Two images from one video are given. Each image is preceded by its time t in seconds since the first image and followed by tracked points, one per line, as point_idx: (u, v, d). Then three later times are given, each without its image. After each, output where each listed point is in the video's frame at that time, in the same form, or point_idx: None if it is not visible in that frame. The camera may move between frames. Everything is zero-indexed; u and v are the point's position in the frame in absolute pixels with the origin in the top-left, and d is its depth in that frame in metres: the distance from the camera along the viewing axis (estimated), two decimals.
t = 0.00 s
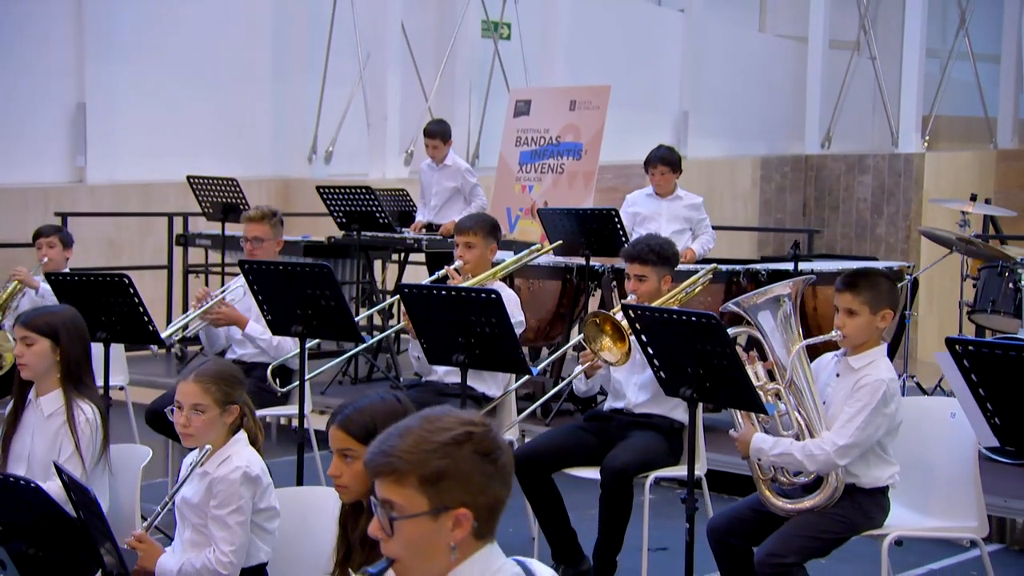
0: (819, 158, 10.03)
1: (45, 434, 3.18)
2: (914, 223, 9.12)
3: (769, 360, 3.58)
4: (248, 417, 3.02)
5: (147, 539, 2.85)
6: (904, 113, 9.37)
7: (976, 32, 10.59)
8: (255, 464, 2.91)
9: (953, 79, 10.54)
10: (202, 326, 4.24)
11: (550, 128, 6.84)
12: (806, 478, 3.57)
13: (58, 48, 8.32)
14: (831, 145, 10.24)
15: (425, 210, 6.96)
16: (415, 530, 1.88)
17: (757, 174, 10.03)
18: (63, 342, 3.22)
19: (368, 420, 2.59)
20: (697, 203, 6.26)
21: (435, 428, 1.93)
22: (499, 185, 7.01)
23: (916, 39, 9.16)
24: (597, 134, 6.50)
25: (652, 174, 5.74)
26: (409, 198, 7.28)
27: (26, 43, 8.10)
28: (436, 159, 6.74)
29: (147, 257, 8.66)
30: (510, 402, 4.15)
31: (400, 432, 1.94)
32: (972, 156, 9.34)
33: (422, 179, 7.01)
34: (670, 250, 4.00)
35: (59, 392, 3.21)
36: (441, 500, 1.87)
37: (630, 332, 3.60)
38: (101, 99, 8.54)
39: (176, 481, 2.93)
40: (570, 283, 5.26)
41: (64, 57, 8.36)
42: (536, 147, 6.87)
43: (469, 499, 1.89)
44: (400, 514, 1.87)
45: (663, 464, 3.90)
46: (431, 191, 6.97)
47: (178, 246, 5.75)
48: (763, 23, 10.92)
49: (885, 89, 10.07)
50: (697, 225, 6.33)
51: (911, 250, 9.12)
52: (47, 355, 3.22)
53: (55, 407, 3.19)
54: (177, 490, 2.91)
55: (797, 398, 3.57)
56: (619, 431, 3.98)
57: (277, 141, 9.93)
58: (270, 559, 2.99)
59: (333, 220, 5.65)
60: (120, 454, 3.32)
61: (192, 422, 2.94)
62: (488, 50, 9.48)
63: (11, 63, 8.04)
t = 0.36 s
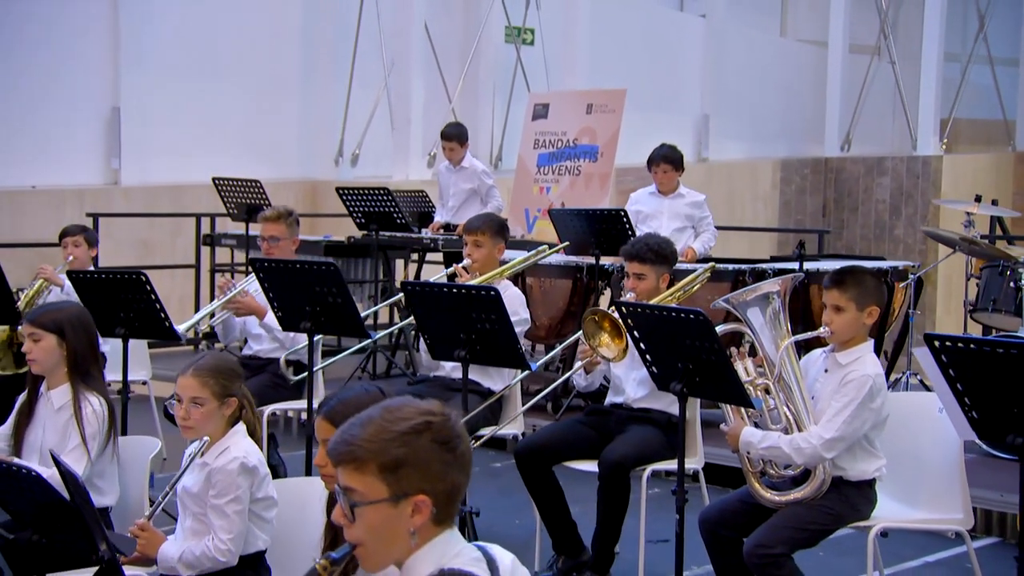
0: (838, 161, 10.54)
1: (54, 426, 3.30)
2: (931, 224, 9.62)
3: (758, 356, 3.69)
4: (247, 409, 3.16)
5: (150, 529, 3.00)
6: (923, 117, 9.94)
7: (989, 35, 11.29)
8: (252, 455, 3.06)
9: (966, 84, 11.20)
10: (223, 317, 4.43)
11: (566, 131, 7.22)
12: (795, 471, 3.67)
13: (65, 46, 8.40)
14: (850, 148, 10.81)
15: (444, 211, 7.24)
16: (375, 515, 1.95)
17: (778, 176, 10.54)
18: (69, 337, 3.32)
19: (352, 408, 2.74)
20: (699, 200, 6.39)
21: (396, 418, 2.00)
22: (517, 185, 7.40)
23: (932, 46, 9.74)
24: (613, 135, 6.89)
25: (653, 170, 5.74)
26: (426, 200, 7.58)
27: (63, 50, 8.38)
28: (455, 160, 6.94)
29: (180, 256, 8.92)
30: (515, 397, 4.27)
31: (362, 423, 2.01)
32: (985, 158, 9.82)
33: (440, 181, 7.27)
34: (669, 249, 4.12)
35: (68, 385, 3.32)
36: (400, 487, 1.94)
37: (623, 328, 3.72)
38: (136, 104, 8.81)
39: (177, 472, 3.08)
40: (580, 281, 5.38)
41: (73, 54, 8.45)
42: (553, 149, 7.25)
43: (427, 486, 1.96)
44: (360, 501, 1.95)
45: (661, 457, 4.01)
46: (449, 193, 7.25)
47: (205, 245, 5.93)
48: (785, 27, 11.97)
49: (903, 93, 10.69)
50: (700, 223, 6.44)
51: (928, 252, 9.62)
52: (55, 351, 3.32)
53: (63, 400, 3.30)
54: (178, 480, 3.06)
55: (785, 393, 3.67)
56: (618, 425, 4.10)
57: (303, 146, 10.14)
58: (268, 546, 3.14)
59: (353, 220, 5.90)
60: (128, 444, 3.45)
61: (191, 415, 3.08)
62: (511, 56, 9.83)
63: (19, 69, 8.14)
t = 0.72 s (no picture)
0: (859, 162, 10.71)
1: (61, 417, 3.45)
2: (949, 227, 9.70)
3: (749, 353, 3.80)
4: (248, 402, 3.33)
5: (154, 516, 3.16)
6: (942, 119, 9.98)
7: (1012, 39, 11.36)
8: (252, 446, 3.21)
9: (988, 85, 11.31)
10: (242, 311, 4.58)
11: (583, 133, 7.35)
12: (784, 465, 3.77)
13: (61, 44, 8.37)
14: (871, 150, 10.93)
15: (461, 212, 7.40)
16: (342, 501, 2.05)
17: (798, 178, 10.63)
18: (76, 332, 3.49)
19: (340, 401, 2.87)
20: (700, 198, 6.36)
21: (363, 408, 2.09)
22: (536, 187, 7.54)
23: (952, 48, 9.85)
24: (630, 138, 7.01)
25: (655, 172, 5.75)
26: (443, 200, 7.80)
27: (96, 56, 8.59)
28: (473, 163, 7.11)
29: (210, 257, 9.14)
30: (520, 392, 4.39)
31: (331, 414, 2.10)
32: (1004, 160, 9.93)
33: (458, 182, 7.46)
34: (668, 248, 4.24)
35: (75, 378, 3.48)
36: (366, 474, 2.03)
37: (619, 324, 3.83)
38: (168, 107, 9.03)
39: (181, 462, 3.24)
40: (591, 280, 5.48)
41: (69, 55, 8.44)
42: (571, 152, 7.38)
43: (392, 474, 2.05)
44: (328, 488, 2.04)
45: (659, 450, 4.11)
46: (467, 194, 7.43)
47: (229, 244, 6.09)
48: (806, 32, 11.91)
49: (924, 98, 10.80)
50: (700, 220, 6.42)
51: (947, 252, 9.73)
52: (63, 346, 3.48)
53: (69, 391, 3.45)
54: (181, 470, 3.22)
55: (775, 389, 3.78)
56: (618, 420, 4.21)
57: (332, 146, 10.42)
58: (269, 534, 3.30)
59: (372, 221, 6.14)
60: (139, 437, 3.61)
61: (193, 407, 3.25)
62: (533, 60, 10.12)
63: (15, 71, 8.10)
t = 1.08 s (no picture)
0: (878, 165, 10.74)
1: (69, 411, 3.65)
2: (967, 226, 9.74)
3: (742, 349, 3.90)
4: (250, 396, 3.46)
5: (159, 506, 3.30)
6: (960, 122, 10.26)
7: None
8: (254, 439, 3.34)
9: (1009, 88, 11.43)
10: (259, 305, 4.72)
11: (600, 136, 7.46)
12: (776, 459, 3.86)
13: (62, 44, 8.50)
14: (892, 152, 11.02)
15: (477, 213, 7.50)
16: (313, 489, 2.15)
17: (817, 180, 10.79)
18: (83, 330, 3.68)
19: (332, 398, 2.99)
20: (711, 199, 6.47)
21: (333, 398, 2.19)
22: (554, 189, 7.66)
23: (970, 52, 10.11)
24: (644, 141, 7.13)
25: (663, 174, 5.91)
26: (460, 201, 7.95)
27: (127, 61, 8.88)
28: (491, 164, 7.24)
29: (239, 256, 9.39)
30: (527, 388, 4.49)
31: (301, 404, 2.21)
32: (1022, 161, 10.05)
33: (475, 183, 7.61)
34: (668, 248, 4.34)
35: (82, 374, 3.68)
36: (336, 462, 2.13)
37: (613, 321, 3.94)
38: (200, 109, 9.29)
39: (186, 453, 3.37)
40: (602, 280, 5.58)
41: (69, 55, 8.55)
42: (589, 153, 7.48)
43: (362, 463, 2.15)
44: (299, 476, 2.15)
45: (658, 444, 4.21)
46: (483, 195, 7.52)
47: (255, 245, 6.26)
48: (827, 35, 12.43)
49: (943, 98, 11.03)
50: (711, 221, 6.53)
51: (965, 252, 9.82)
52: (71, 342, 3.67)
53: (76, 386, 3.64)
54: (185, 461, 3.35)
55: (768, 385, 3.87)
56: (619, 415, 4.31)
57: (359, 143, 10.56)
58: (270, 523, 3.43)
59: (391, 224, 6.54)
60: (146, 430, 3.80)
61: (197, 400, 3.38)
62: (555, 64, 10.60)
63: (31, 70, 8.34)
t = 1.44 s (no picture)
0: (898, 166, 10.67)
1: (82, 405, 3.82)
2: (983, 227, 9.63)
3: (736, 346, 4.01)
4: (254, 391, 3.57)
5: (164, 496, 3.46)
6: (978, 123, 10.37)
7: None
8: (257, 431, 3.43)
9: None
10: (276, 302, 4.86)
11: (617, 138, 7.57)
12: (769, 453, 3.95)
13: (73, 53, 8.77)
14: (912, 153, 11.08)
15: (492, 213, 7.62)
16: (288, 477, 2.24)
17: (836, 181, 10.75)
18: (96, 326, 3.85)
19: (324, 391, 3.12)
20: (728, 200, 6.61)
21: (306, 390, 2.29)
22: (572, 191, 7.78)
23: (988, 55, 10.22)
24: (659, 143, 7.22)
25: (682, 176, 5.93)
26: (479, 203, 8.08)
27: (154, 66, 9.27)
28: (507, 167, 7.37)
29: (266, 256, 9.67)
30: (532, 382, 4.61)
31: (276, 397, 2.30)
32: None
33: (491, 185, 7.68)
34: (671, 246, 4.42)
35: (94, 369, 3.84)
36: (308, 451, 2.22)
37: (610, 318, 4.05)
38: (230, 114, 9.76)
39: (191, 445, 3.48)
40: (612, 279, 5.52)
41: (84, 60, 8.85)
42: (605, 156, 7.59)
43: (333, 451, 2.24)
44: (273, 465, 2.23)
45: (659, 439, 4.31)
46: (499, 196, 7.64)
47: (279, 245, 6.42)
48: (848, 39, 12.56)
49: (961, 100, 11.10)
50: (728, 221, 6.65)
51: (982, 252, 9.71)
52: (84, 339, 3.84)
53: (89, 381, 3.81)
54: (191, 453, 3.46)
55: (761, 380, 3.97)
56: (619, 410, 4.41)
57: (383, 152, 11.07)
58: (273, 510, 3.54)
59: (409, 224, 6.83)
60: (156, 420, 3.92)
61: (202, 393, 3.48)
62: (576, 67, 10.89)
63: (53, 71, 8.66)
